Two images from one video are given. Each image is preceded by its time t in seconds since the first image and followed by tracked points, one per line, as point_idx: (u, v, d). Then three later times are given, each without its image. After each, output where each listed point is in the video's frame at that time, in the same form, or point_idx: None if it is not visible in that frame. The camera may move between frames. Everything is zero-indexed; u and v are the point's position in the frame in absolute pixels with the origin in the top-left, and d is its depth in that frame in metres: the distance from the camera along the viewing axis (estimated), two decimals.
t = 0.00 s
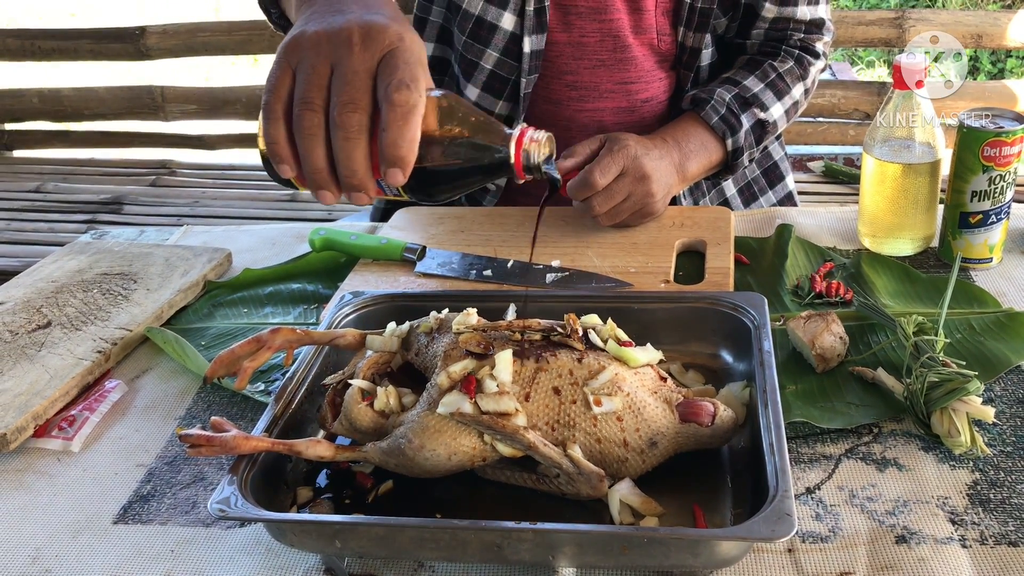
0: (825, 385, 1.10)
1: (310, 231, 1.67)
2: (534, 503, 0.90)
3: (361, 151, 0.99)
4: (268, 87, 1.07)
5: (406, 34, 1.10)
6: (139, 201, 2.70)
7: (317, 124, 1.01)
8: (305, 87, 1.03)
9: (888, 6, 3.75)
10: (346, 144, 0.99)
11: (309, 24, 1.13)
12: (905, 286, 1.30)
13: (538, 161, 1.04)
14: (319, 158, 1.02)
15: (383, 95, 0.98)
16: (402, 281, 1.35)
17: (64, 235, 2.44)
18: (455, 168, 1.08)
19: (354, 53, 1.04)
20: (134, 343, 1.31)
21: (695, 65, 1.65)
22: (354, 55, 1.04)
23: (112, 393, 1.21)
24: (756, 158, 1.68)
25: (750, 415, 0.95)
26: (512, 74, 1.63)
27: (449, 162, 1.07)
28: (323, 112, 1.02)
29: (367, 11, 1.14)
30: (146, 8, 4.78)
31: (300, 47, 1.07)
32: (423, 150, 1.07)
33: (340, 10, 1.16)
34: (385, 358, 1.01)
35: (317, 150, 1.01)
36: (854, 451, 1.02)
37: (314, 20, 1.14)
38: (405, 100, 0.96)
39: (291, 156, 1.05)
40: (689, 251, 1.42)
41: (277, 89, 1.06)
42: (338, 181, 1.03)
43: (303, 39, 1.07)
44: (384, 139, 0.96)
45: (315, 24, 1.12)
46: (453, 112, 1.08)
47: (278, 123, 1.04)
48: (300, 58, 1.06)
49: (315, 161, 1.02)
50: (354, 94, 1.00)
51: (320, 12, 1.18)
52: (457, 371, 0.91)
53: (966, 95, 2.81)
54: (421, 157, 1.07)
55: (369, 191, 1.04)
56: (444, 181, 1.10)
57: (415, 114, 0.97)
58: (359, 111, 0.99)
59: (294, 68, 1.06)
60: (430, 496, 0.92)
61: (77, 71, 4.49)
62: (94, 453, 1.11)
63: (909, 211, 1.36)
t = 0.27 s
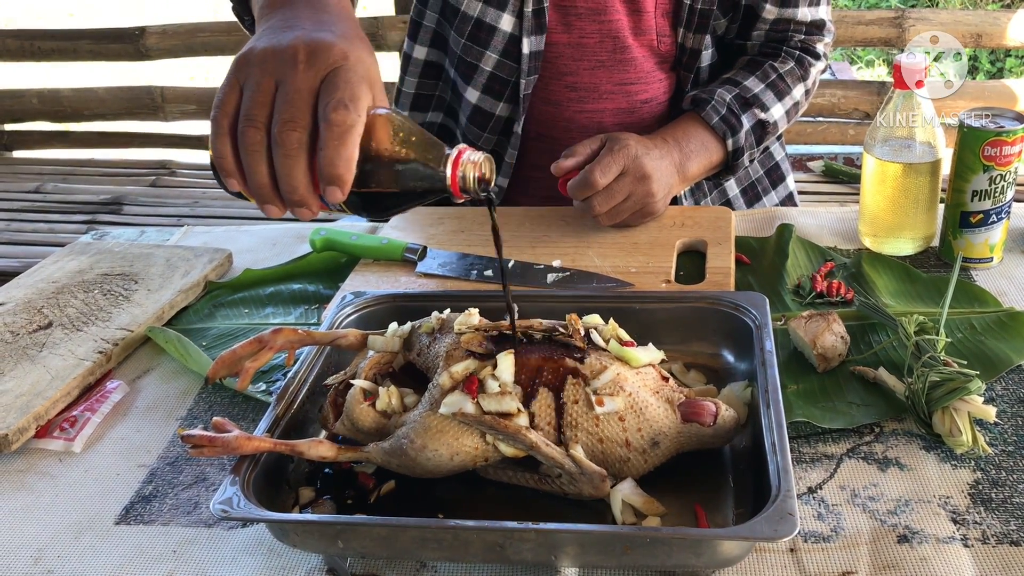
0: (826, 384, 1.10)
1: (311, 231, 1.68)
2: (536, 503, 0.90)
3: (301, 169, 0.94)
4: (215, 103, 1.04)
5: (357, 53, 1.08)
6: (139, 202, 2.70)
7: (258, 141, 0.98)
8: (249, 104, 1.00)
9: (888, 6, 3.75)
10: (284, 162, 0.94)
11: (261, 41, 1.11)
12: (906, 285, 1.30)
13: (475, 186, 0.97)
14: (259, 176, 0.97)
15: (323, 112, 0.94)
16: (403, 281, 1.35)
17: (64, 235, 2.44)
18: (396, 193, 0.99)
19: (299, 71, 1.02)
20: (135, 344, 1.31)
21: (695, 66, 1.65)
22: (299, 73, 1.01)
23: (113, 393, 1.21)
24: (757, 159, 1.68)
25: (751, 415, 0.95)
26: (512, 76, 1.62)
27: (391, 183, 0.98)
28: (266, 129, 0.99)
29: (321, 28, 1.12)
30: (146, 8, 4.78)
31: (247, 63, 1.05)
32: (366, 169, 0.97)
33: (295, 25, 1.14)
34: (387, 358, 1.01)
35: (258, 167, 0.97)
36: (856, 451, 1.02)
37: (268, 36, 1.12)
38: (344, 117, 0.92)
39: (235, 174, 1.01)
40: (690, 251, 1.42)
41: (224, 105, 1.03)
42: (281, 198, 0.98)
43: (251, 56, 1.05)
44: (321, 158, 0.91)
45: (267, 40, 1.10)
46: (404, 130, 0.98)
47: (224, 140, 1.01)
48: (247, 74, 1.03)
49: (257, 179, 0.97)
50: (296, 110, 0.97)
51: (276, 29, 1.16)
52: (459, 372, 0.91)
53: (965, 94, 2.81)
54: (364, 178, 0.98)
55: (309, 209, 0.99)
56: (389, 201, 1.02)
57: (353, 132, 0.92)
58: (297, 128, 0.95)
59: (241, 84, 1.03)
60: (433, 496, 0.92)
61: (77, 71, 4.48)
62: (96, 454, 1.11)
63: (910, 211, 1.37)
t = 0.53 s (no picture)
0: (826, 383, 1.10)
1: (310, 230, 1.67)
2: (535, 501, 0.90)
3: (240, 173, 0.98)
4: (162, 103, 1.06)
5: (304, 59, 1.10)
6: (138, 201, 2.70)
7: (201, 144, 1.01)
8: (193, 108, 1.02)
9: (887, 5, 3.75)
10: (225, 166, 0.98)
11: (210, 42, 1.13)
12: (905, 284, 1.30)
13: (409, 198, 1.03)
14: (201, 178, 1.00)
15: (263, 120, 0.97)
16: (403, 280, 1.35)
17: (64, 234, 2.43)
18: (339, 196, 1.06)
19: (242, 76, 1.04)
20: (135, 343, 1.31)
21: (694, 65, 1.65)
22: (243, 78, 1.04)
23: (112, 392, 1.21)
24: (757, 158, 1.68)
25: (751, 413, 0.95)
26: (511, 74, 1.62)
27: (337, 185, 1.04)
28: (208, 132, 1.01)
29: (270, 32, 1.14)
30: (145, 7, 4.77)
31: (193, 66, 1.07)
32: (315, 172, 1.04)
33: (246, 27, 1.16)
34: (387, 357, 1.01)
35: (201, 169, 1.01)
36: (856, 449, 1.02)
37: (218, 37, 1.14)
38: (284, 127, 0.96)
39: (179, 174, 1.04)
40: (690, 250, 1.42)
41: (170, 106, 1.06)
42: (222, 200, 1.02)
43: (197, 58, 1.07)
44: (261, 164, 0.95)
45: (216, 42, 1.12)
46: (352, 137, 1.05)
47: (168, 139, 1.04)
48: (193, 76, 1.06)
49: (199, 181, 1.00)
50: (237, 116, 1.00)
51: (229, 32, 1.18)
52: (459, 370, 0.91)
53: (965, 93, 2.81)
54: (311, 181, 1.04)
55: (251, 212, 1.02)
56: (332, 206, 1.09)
57: (292, 142, 0.96)
58: (239, 134, 0.98)
59: (188, 86, 1.06)
60: (433, 495, 0.92)
61: (76, 70, 4.48)
62: (95, 452, 1.11)
63: (909, 210, 1.37)
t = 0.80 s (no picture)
0: (828, 380, 1.10)
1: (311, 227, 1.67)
2: (537, 498, 0.89)
3: (219, 171, 0.97)
4: (144, 102, 1.06)
5: (285, 57, 1.09)
6: (139, 199, 2.70)
7: (181, 142, 1.00)
8: (173, 105, 1.02)
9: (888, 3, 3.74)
10: (203, 164, 0.96)
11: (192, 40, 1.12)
12: (907, 281, 1.30)
13: (386, 195, 1.02)
14: (181, 176, 0.99)
15: (240, 118, 0.96)
16: (404, 277, 1.35)
17: (65, 232, 2.43)
18: (314, 199, 1.01)
19: (222, 75, 1.03)
20: (136, 340, 1.31)
21: (693, 62, 1.65)
22: (222, 77, 1.03)
23: (114, 389, 1.21)
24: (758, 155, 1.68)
25: (753, 411, 0.95)
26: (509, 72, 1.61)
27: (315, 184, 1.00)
28: (188, 130, 1.01)
29: (252, 31, 1.13)
30: (145, 5, 4.77)
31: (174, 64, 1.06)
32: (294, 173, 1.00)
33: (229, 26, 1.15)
34: (389, 354, 1.01)
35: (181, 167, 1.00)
36: (858, 446, 1.02)
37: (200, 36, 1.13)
38: (261, 125, 0.94)
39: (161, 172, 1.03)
40: (692, 247, 1.42)
41: (151, 105, 1.05)
42: (202, 197, 1.01)
43: (178, 55, 1.06)
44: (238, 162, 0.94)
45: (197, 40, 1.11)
46: (330, 136, 1.01)
47: (150, 137, 1.03)
48: (173, 74, 1.05)
49: (179, 179, 1.00)
50: (216, 114, 0.99)
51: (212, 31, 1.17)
52: (461, 367, 0.91)
53: (966, 91, 2.81)
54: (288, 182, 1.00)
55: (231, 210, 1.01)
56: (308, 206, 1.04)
57: (269, 140, 0.94)
58: (218, 132, 0.97)
59: (169, 84, 1.05)
60: (435, 492, 0.92)
61: (77, 68, 4.48)
62: (97, 449, 1.11)
63: (911, 207, 1.36)
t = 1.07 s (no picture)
0: (827, 380, 1.10)
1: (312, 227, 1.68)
2: (536, 497, 0.90)
3: (219, 164, 0.99)
4: (142, 98, 1.07)
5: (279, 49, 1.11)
6: (140, 198, 2.70)
7: (179, 138, 1.01)
8: (171, 101, 1.03)
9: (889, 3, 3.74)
10: (202, 158, 0.98)
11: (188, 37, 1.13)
12: (907, 281, 1.30)
13: (385, 183, 1.04)
14: (181, 172, 1.01)
15: (238, 111, 0.98)
16: (404, 276, 1.36)
17: (66, 231, 2.44)
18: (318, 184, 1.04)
19: (218, 69, 1.04)
20: (137, 339, 1.31)
21: (693, 61, 1.64)
22: (218, 71, 1.04)
23: (114, 388, 1.21)
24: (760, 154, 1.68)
25: (752, 411, 0.95)
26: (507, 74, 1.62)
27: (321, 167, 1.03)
28: (187, 125, 1.02)
29: (247, 25, 1.15)
30: (146, 4, 4.78)
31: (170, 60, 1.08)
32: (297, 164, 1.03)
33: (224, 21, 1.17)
34: (388, 354, 1.01)
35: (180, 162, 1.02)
36: (856, 446, 1.02)
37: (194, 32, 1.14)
38: (259, 117, 0.97)
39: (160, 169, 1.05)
40: (691, 247, 1.42)
41: (149, 101, 1.06)
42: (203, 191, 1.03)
43: (173, 51, 1.08)
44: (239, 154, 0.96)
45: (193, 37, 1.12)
46: (329, 127, 1.05)
47: (148, 134, 1.05)
48: (170, 71, 1.06)
49: (178, 175, 1.01)
50: (214, 108, 1.01)
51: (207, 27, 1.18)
52: (460, 367, 0.91)
53: (967, 91, 2.81)
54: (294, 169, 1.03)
55: (232, 203, 1.03)
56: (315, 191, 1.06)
57: (268, 131, 0.97)
58: (216, 126, 0.99)
59: (165, 81, 1.06)
60: (434, 491, 0.92)
61: (79, 68, 4.49)
62: (97, 448, 1.11)
63: (911, 208, 1.36)
